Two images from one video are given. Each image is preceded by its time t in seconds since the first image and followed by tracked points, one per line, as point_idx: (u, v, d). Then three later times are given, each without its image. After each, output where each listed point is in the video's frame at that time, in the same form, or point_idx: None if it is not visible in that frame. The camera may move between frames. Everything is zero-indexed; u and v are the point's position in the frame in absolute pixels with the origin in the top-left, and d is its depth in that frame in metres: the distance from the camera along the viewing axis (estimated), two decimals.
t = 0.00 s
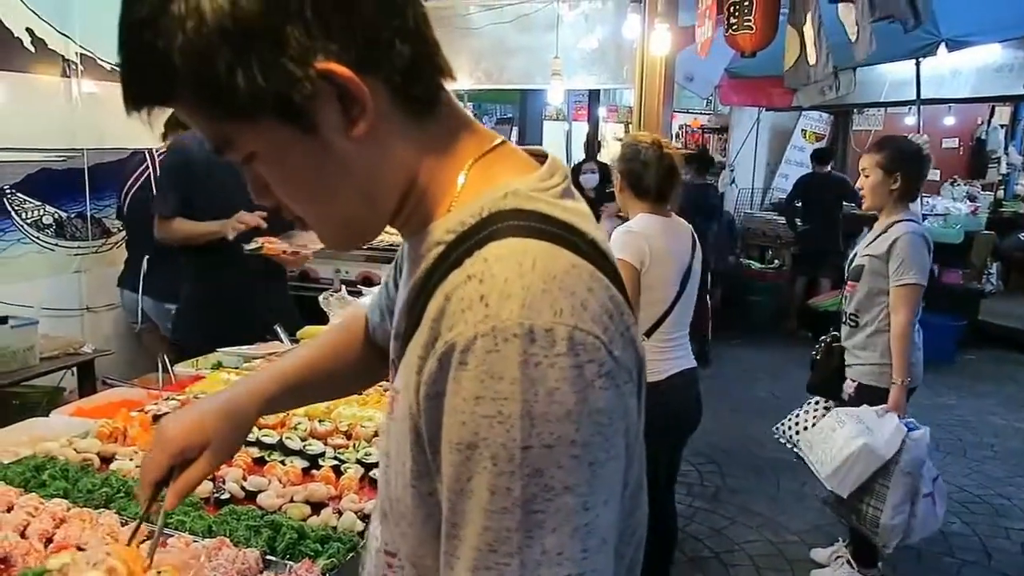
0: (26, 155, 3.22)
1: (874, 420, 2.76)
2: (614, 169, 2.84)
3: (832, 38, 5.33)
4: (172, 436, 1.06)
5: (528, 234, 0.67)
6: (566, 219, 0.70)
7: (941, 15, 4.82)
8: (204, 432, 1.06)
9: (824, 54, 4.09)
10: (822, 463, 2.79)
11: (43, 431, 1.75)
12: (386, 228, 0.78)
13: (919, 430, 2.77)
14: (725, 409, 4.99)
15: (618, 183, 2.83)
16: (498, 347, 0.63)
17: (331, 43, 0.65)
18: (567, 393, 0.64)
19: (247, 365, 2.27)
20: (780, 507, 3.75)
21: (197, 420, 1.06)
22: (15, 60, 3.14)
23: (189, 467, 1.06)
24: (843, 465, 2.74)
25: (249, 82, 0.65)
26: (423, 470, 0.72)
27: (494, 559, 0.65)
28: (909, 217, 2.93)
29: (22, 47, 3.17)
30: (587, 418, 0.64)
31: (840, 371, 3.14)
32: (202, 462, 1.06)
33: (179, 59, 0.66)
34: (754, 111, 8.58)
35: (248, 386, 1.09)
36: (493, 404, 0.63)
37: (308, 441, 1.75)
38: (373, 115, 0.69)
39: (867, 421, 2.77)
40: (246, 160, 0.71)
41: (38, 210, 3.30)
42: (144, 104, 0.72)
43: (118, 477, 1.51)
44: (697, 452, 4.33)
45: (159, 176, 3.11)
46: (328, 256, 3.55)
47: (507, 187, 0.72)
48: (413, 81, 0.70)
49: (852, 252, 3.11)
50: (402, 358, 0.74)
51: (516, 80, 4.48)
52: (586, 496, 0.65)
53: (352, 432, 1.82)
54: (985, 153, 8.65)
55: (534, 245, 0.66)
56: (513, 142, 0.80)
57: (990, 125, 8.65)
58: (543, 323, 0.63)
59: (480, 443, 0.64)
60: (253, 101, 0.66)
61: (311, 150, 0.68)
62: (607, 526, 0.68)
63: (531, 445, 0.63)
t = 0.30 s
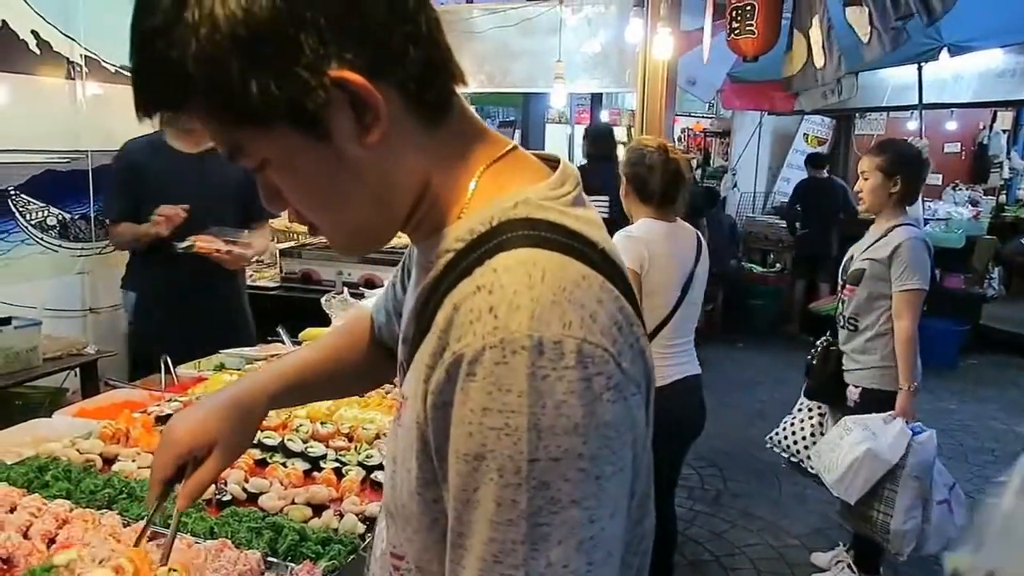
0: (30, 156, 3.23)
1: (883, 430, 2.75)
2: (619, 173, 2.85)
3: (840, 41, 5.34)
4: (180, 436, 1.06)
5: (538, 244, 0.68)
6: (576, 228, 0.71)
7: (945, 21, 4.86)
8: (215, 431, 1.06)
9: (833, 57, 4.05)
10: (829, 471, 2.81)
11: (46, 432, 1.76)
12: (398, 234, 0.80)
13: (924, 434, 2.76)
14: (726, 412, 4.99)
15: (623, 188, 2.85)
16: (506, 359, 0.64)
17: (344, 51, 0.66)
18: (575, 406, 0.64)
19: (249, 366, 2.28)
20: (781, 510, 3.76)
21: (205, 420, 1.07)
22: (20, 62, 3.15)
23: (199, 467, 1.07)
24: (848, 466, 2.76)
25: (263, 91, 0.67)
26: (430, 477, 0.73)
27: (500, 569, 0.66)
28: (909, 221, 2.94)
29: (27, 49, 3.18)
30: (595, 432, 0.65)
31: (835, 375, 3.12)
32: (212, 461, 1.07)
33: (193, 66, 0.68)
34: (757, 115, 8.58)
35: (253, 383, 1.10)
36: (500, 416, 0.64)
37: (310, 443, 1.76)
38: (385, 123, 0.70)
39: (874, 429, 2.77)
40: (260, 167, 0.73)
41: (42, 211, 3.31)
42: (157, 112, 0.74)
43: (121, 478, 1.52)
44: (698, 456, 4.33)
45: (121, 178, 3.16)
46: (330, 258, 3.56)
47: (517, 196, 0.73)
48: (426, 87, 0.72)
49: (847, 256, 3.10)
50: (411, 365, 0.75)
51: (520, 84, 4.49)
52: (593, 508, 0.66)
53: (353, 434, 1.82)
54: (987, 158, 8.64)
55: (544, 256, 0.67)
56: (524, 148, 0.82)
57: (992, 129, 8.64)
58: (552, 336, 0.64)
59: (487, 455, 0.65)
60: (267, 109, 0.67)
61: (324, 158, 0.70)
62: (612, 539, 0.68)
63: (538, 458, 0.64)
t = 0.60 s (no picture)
0: (32, 157, 3.24)
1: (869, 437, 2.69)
2: (621, 180, 2.88)
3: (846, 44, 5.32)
4: (187, 408, 1.07)
5: (539, 250, 0.69)
6: (579, 234, 0.72)
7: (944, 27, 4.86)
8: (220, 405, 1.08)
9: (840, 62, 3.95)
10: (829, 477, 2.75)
11: (46, 432, 1.76)
12: (401, 237, 0.81)
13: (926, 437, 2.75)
14: (725, 415, 5.00)
15: (626, 194, 2.86)
16: (505, 366, 0.64)
17: (349, 55, 0.68)
18: (573, 415, 0.65)
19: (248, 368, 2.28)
20: (780, 514, 3.76)
21: (212, 393, 1.08)
22: (22, 63, 3.16)
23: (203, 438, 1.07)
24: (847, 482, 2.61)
25: (267, 93, 0.68)
26: (428, 480, 0.74)
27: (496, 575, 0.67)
28: (903, 226, 2.93)
29: (30, 50, 3.19)
30: (592, 441, 0.66)
31: (833, 379, 3.18)
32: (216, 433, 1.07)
33: (197, 67, 0.69)
34: (757, 118, 8.60)
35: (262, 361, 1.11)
36: (498, 422, 0.65)
37: (309, 444, 1.77)
38: (389, 127, 0.71)
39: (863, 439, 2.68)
40: (264, 169, 0.74)
41: (43, 212, 3.32)
42: (162, 113, 0.75)
43: (121, 478, 1.52)
44: (697, 459, 4.34)
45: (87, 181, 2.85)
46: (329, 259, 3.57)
47: (519, 202, 0.74)
48: (431, 91, 0.73)
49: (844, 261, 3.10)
50: (413, 369, 0.76)
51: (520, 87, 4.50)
52: (589, 516, 0.67)
53: (352, 435, 1.83)
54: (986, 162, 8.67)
55: (544, 261, 0.68)
56: (530, 153, 0.83)
57: (992, 133, 8.66)
58: (550, 344, 0.64)
59: (485, 461, 0.65)
60: (272, 111, 0.68)
61: (328, 161, 0.71)
62: (609, 547, 0.69)
63: (535, 465, 0.64)
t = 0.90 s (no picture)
0: (34, 162, 3.25)
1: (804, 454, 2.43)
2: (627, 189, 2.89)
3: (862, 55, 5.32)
4: (204, 392, 1.08)
5: (539, 261, 0.70)
6: (578, 245, 0.73)
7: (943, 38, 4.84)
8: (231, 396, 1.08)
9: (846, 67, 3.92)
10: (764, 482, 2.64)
11: (48, 436, 1.77)
12: (405, 244, 0.82)
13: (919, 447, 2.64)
14: (724, 422, 5.01)
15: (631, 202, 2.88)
16: (503, 376, 0.66)
17: (355, 68, 0.69)
18: (569, 425, 0.66)
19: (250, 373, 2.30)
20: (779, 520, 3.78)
21: (223, 382, 1.08)
22: (26, 68, 3.18)
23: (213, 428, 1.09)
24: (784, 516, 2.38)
25: (274, 106, 0.69)
26: (428, 486, 0.75)
27: None
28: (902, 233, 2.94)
29: (33, 56, 3.21)
30: (588, 451, 0.67)
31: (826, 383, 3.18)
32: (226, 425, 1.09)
33: (205, 79, 0.70)
34: (756, 125, 8.63)
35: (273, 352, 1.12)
36: (496, 432, 0.66)
37: (310, 448, 1.78)
38: (394, 138, 0.72)
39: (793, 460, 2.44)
40: (270, 179, 0.75)
41: (46, 217, 3.34)
42: (170, 124, 0.77)
43: (123, 482, 1.53)
44: (697, 465, 4.35)
45: (82, 190, 2.82)
46: (330, 265, 3.58)
47: (520, 212, 0.75)
48: (435, 102, 0.75)
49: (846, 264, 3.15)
50: (414, 376, 0.77)
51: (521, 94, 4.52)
52: (584, 526, 0.68)
53: (353, 440, 1.84)
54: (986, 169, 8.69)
55: (544, 272, 0.69)
56: (533, 162, 0.84)
57: (991, 142, 8.68)
58: (548, 354, 0.66)
59: (481, 470, 0.67)
60: (279, 122, 0.70)
61: (332, 171, 0.72)
62: (604, 555, 0.70)
63: (531, 474, 0.66)
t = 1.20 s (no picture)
0: (46, 170, 3.28)
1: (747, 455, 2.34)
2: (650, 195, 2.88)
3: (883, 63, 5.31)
4: (210, 426, 1.06)
5: (551, 271, 0.71)
6: (591, 255, 0.74)
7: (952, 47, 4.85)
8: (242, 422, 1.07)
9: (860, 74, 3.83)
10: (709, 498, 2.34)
11: (59, 442, 1.79)
12: (418, 253, 0.83)
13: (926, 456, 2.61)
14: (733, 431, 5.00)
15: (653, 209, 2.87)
16: (514, 386, 0.66)
17: (370, 78, 0.70)
18: (580, 436, 0.66)
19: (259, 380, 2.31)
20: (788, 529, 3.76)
21: (232, 410, 1.07)
22: (39, 77, 3.21)
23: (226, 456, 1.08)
24: (729, 517, 2.28)
25: (290, 117, 0.70)
26: (439, 494, 0.76)
27: None
28: (913, 243, 2.95)
29: (47, 65, 3.24)
30: (599, 461, 0.67)
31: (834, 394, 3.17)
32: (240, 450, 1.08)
33: (223, 91, 0.71)
34: (765, 134, 8.63)
35: (278, 371, 1.12)
36: (506, 440, 0.66)
37: (319, 455, 1.78)
38: (407, 149, 0.73)
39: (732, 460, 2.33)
40: (286, 188, 0.76)
41: (58, 225, 3.36)
42: (188, 135, 0.78)
43: (135, 488, 1.54)
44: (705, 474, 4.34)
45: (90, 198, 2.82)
46: (339, 273, 3.60)
47: (534, 222, 0.76)
48: (450, 112, 0.76)
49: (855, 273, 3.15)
50: (427, 384, 0.78)
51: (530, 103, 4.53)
52: (594, 535, 0.68)
53: (362, 448, 1.84)
54: (996, 178, 8.65)
55: (556, 282, 0.70)
56: (546, 173, 0.85)
57: (1001, 150, 8.64)
58: (559, 364, 0.66)
59: (492, 479, 0.67)
60: (294, 133, 0.71)
61: (346, 181, 0.73)
62: (613, 565, 0.70)
63: (541, 483, 0.66)
